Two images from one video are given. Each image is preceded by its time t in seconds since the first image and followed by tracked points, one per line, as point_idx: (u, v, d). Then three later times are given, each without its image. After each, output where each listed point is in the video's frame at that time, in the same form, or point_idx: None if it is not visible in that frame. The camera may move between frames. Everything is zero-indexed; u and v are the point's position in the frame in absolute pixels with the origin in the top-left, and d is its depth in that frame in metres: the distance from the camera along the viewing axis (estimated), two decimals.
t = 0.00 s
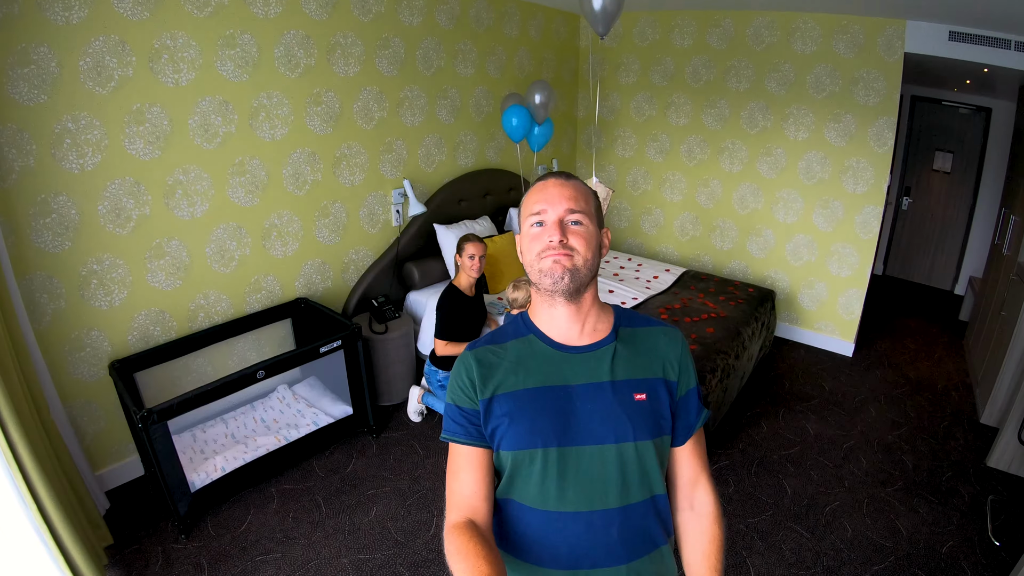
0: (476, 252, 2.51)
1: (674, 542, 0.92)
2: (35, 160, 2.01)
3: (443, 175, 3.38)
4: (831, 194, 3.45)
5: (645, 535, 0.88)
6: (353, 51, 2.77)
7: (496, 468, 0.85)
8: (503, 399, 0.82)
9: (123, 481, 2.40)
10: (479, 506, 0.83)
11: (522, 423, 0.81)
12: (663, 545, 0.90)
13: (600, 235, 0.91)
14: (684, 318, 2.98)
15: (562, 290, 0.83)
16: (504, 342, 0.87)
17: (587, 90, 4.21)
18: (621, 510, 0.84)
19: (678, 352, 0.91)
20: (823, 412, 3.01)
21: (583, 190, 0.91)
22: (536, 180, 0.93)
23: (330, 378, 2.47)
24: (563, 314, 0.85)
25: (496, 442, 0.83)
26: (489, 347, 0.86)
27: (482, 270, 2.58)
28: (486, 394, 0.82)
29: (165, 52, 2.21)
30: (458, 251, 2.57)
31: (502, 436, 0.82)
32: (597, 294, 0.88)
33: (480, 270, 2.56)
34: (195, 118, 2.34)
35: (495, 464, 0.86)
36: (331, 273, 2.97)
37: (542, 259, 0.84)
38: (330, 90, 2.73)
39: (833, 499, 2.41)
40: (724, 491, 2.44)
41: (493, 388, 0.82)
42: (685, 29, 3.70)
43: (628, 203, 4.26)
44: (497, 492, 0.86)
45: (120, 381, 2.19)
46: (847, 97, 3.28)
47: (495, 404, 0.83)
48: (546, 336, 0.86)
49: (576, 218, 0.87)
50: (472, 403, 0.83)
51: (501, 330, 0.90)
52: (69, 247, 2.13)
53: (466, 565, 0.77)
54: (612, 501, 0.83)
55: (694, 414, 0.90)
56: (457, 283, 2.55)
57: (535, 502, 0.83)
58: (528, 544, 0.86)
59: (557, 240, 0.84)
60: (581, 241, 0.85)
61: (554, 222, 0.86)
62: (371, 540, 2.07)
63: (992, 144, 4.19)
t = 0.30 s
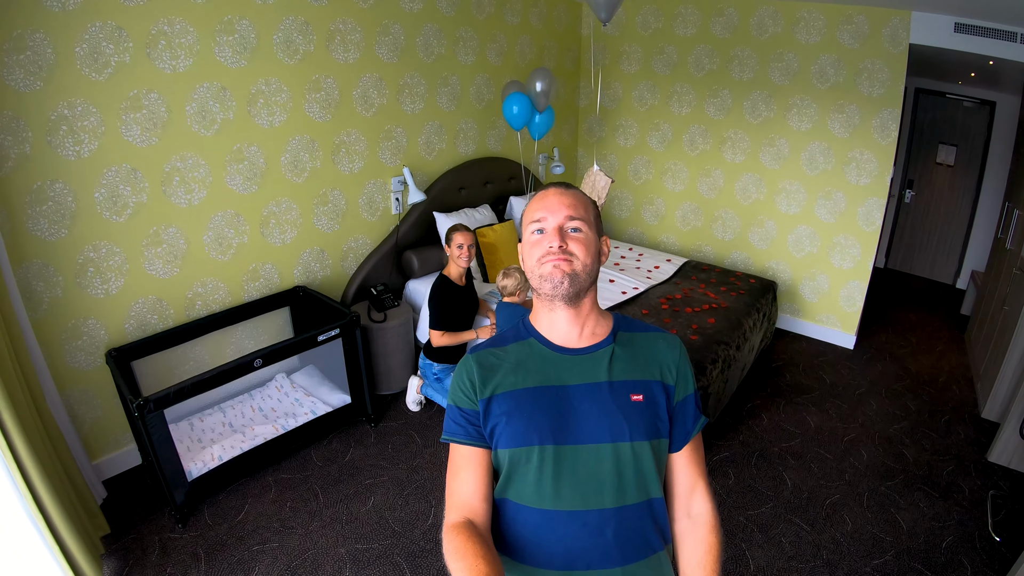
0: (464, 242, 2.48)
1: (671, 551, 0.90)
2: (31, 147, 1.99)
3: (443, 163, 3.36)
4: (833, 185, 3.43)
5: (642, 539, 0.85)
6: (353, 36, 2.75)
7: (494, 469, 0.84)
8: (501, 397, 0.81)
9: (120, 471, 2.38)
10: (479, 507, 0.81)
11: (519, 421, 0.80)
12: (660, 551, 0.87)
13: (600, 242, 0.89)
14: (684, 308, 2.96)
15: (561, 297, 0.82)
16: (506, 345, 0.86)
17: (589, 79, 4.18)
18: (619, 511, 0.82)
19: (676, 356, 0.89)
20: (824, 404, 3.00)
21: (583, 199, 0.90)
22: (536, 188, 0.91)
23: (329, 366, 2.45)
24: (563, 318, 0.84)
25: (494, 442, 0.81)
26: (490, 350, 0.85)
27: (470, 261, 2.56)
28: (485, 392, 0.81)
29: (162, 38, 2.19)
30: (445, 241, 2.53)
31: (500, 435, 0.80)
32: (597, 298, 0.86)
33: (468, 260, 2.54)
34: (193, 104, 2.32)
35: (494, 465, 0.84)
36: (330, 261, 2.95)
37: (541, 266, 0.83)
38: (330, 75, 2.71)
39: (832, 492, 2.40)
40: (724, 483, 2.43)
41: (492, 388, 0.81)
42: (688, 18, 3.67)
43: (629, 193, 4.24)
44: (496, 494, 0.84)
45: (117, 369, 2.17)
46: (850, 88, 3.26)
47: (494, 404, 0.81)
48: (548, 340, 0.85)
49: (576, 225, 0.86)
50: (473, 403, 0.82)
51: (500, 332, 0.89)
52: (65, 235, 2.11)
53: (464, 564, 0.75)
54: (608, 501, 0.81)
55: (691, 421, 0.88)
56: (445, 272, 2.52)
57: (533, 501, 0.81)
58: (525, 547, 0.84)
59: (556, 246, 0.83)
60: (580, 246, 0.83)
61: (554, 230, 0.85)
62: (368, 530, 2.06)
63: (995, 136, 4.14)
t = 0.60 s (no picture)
0: (457, 243, 2.49)
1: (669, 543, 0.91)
2: (33, 149, 2.00)
3: (442, 165, 3.37)
4: (832, 186, 3.44)
5: (640, 533, 0.86)
6: (353, 39, 2.76)
7: (494, 462, 0.84)
8: (500, 392, 0.82)
9: (120, 471, 2.39)
10: (479, 500, 0.82)
11: (518, 415, 0.81)
12: (655, 543, 0.88)
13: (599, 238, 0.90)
14: (683, 309, 2.97)
15: (561, 293, 0.83)
16: (505, 341, 0.86)
17: (588, 81, 4.19)
18: (617, 505, 0.83)
19: (675, 351, 0.90)
20: (822, 405, 3.01)
21: (585, 193, 0.90)
22: (538, 182, 0.92)
23: (329, 368, 2.46)
24: (563, 313, 0.84)
25: (495, 436, 0.82)
26: (489, 345, 0.85)
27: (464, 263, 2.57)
28: (484, 387, 0.82)
29: (164, 41, 2.20)
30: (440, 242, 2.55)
31: (500, 429, 0.81)
32: (596, 294, 0.87)
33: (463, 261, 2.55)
34: (193, 106, 2.33)
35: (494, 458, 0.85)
36: (330, 263, 2.96)
37: (542, 261, 0.83)
38: (330, 78, 2.72)
39: (831, 492, 2.41)
40: (723, 484, 2.44)
41: (491, 383, 0.82)
42: (687, 21, 3.68)
43: (628, 195, 4.25)
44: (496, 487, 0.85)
45: (117, 369, 2.18)
46: (848, 89, 3.27)
47: (493, 398, 0.82)
48: (548, 335, 0.86)
49: (577, 220, 0.86)
50: (473, 399, 0.83)
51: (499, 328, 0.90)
52: (66, 236, 2.12)
53: (464, 559, 0.75)
54: (605, 494, 0.82)
55: (690, 414, 0.89)
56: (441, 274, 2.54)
57: (532, 495, 0.82)
58: (524, 540, 0.85)
59: (558, 241, 0.83)
60: (581, 242, 0.84)
61: (556, 225, 0.85)
62: (368, 530, 2.07)
63: (993, 138, 4.15)
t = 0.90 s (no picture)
0: (456, 251, 2.54)
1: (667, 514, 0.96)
2: (43, 155, 2.04)
3: (443, 174, 3.42)
4: (827, 193, 3.48)
5: (638, 510, 0.90)
6: (355, 51, 2.81)
7: (494, 444, 0.88)
8: (499, 376, 0.84)
9: (125, 474, 2.42)
10: (479, 481, 0.84)
11: (518, 401, 0.84)
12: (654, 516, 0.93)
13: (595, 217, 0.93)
14: (680, 315, 3.01)
15: (561, 274, 0.86)
16: (500, 324, 0.88)
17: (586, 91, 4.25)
18: (614, 485, 0.87)
19: (670, 330, 0.93)
20: (819, 408, 3.03)
21: (583, 170, 0.92)
22: (536, 156, 0.92)
23: (330, 372, 2.49)
24: (559, 295, 0.88)
25: (495, 419, 0.85)
26: (485, 328, 0.87)
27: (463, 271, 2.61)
28: (483, 371, 0.84)
29: (171, 51, 2.24)
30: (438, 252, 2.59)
31: (501, 413, 0.84)
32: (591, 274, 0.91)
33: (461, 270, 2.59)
34: (200, 115, 2.37)
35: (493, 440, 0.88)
36: (332, 270, 3.00)
37: (542, 242, 0.86)
38: (333, 88, 2.77)
39: (826, 493, 2.44)
40: (721, 486, 2.46)
41: (489, 367, 0.84)
42: (683, 31, 3.74)
43: (626, 203, 4.29)
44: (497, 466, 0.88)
45: (124, 373, 2.22)
46: (842, 98, 3.32)
47: (492, 381, 0.84)
48: (543, 318, 0.88)
49: (576, 200, 0.88)
50: (469, 381, 0.85)
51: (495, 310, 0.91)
52: (74, 241, 2.16)
53: (465, 537, 0.77)
54: (603, 473, 0.86)
55: (685, 389, 0.93)
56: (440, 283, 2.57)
57: (532, 476, 0.85)
58: (525, 516, 0.89)
59: (558, 223, 0.86)
60: (580, 224, 0.87)
61: (556, 205, 0.87)
62: (370, 530, 2.09)
63: (988, 145, 4.21)
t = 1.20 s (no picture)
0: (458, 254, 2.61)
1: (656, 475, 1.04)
2: (55, 157, 2.09)
3: (445, 180, 3.47)
4: (822, 198, 3.53)
5: (640, 477, 0.96)
6: (359, 59, 2.87)
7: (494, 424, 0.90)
8: (503, 360, 0.86)
9: (131, 473, 2.44)
10: (477, 463, 0.85)
11: (524, 386, 0.86)
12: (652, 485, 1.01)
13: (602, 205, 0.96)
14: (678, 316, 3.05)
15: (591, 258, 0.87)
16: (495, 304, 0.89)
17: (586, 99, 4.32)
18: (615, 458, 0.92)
19: (661, 304, 1.00)
20: (817, 408, 3.06)
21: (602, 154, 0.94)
22: (566, 130, 0.91)
23: (334, 373, 2.53)
24: (568, 276, 0.89)
25: (498, 403, 0.87)
26: (481, 310, 0.88)
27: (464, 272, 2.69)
28: (485, 357, 0.85)
29: (181, 57, 2.30)
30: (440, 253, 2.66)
31: (505, 397, 0.86)
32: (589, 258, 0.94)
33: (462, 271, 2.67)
34: (208, 120, 2.42)
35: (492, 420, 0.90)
36: (336, 273, 3.03)
37: (581, 223, 0.86)
38: (336, 95, 2.82)
39: (824, 489, 2.47)
40: (720, 483, 2.49)
41: (490, 352, 0.85)
42: (679, 40, 3.81)
43: (625, 210, 4.34)
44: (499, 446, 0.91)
45: (132, 372, 2.26)
46: (836, 104, 3.38)
47: (494, 366, 0.86)
48: (542, 298, 0.90)
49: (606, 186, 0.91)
50: (468, 366, 0.85)
51: (489, 289, 0.92)
52: (84, 242, 2.20)
53: (466, 518, 0.77)
54: (612, 449, 0.91)
55: (677, 354, 1.01)
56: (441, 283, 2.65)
57: (537, 455, 0.89)
58: (529, 493, 0.92)
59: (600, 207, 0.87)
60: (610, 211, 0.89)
61: (593, 186, 0.88)
62: (374, 526, 2.11)
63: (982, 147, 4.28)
